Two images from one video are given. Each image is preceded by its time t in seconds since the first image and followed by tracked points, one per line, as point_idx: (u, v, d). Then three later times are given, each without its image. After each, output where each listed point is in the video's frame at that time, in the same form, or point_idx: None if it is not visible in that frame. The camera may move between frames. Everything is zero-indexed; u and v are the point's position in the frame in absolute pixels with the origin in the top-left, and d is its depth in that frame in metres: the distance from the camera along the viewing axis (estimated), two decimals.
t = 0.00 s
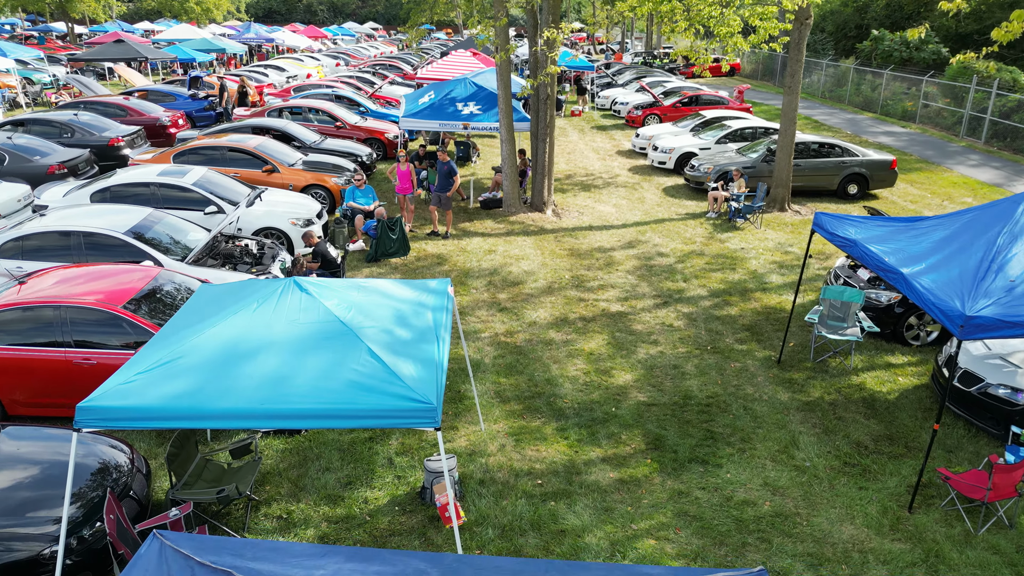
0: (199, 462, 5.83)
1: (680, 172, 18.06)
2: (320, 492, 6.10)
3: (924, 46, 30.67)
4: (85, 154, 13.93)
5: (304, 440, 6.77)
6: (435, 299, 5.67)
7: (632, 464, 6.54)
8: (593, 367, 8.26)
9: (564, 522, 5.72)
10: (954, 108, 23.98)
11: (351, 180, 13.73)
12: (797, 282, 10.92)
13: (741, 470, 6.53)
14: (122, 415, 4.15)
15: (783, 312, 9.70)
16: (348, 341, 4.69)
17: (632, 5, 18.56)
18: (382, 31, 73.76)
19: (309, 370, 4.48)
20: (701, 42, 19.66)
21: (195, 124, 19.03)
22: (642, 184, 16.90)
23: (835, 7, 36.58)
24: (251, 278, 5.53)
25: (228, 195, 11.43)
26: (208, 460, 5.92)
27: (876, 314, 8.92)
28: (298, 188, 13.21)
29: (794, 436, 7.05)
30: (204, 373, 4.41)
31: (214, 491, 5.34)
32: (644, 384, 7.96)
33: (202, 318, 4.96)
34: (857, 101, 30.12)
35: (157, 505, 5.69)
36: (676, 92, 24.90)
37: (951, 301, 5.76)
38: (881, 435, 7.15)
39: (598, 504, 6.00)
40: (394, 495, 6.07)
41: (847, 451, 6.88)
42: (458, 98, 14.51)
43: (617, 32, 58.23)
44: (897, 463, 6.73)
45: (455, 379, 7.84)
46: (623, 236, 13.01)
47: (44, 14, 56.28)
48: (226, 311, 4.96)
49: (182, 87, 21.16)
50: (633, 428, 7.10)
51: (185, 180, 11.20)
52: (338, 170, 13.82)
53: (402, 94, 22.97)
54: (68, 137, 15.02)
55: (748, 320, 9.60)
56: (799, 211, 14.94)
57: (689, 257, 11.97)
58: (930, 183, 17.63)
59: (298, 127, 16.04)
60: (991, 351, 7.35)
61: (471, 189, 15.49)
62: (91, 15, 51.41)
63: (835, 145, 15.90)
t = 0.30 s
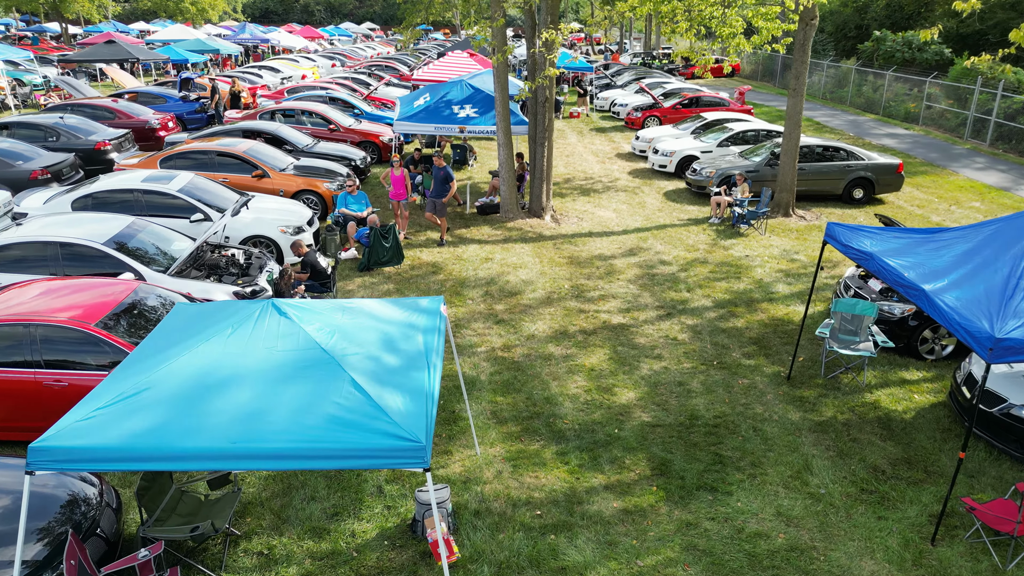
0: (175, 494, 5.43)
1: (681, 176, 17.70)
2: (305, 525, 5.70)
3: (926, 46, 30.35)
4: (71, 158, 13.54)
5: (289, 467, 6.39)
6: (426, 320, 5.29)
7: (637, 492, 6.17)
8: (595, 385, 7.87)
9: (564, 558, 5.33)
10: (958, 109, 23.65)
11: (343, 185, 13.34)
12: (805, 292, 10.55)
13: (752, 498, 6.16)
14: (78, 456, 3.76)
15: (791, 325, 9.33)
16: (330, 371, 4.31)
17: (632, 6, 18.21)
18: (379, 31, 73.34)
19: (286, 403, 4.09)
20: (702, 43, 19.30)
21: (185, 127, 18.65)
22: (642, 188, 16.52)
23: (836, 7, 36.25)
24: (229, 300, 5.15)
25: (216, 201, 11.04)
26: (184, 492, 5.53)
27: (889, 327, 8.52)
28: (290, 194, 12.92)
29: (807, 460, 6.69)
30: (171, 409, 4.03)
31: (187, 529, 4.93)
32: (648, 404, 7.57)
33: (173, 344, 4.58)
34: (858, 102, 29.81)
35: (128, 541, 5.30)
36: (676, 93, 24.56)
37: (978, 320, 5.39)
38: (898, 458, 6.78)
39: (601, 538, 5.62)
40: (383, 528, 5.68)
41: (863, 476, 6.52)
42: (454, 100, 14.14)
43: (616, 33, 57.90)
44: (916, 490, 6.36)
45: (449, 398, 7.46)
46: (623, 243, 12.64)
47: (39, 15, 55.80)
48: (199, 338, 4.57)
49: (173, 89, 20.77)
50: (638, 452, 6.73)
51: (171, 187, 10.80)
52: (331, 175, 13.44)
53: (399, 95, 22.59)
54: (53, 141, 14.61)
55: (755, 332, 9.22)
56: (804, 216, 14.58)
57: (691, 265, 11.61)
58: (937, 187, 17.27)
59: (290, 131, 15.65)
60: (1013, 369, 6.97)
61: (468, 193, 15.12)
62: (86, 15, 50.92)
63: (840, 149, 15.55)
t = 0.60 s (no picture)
0: (143, 531, 5.01)
1: (680, 179, 17.33)
2: (284, 562, 5.30)
3: (926, 47, 30.05)
4: (51, 163, 13.11)
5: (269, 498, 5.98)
6: (414, 343, 4.90)
7: (641, 523, 5.78)
8: (594, 404, 7.48)
9: None
10: (960, 110, 23.34)
11: (333, 191, 12.93)
12: (811, 302, 10.19)
13: (763, 529, 5.77)
14: (19, 507, 3.35)
15: (797, 339, 8.96)
16: (305, 406, 3.91)
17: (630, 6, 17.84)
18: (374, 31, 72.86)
19: (257, 444, 3.69)
20: (701, 43, 18.93)
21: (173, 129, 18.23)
22: (641, 192, 16.15)
23: (834, 7, 35.96)
24: (198, 323, 4.74)
25: (200, 209, 10.62)
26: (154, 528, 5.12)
27: (901, 341, 8.16)
28: (277, 200, 12.51)
29: (820, 486, 6.30)
30: (127, 450, 3.62)
31: (154, 572, 4.52)
32: (651, 424, 7.18)
33: (134, 375, 4.17)
34: (857, 103, 29.51)
35: None
36: (674, 94, 24.21)
37: (1006, 341, 5.02)
38: (915, 483, 6.41)
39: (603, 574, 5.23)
40: (368, 566, 5.27)
41: (880, 503, 6.13)
42: (448, 103, 13.75)
43: (612, 33, 57.57)
44: (937, 518, 5.98)
45: (440, 419, 7.07)
46: (622, 250, 12.26)
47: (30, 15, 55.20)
48: (164, 367, 4.17)
49: (162, 91, 20.34)
50: (641, 478, 6.35)
51: (153, 194, 10.38)
52: (320, 180, 13.03)
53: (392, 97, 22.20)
54: (35, 144, 14.18)
55: (761, 346, 8.84)
56: (807, 220, 14.22)
57: (692, 273, 11.24)
58: (941, 190, 16.92)
59: (280, 133, 15.23)
60: None
61: (462, 198, 14.72)
62: (77, 16, 50.36)
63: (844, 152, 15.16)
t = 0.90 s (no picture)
0: None
1: (675, 182, 16.97)
2: None
3: (921, 47, 29.82)
4: (25, 168, 12.63)
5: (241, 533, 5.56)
6: (396, 371, 4.50)
7: (641, 558, 5.39)
8: (591, 424, 7.09)
9: None
10: (956, 111, 23.09)
11: (319, 197, 12.51)
12: (813, 312, 9.83)
13: (772, 563, 5.39)
14: None
15: (802, 352, 8.60)
16: (271, 449, 3.50)
17: (625, 5, 17.46)
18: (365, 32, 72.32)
19: (215, 494, 3.28)
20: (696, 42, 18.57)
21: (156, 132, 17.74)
22: (636, 196, 15.79)
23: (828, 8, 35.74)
24: (158, 351, 4.32)
25: (178, 217, 10.18)
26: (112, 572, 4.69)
27: (909, 354, 7.83)
28: (261, 207, 12.08)
29: (830, 514, 5.93)
30: (69, 503, 3.20)
31: None
32: (651, 446, 6.80)
33: (84, 413, 3.76)
34: (852, 104, 29.26)
35: None
36: (668, 95, 23.86)
37: None
38: (931, 510, 6.04)
39: None
40: None
41: (894, 533, 5.76)
42: (437, 105, 13.34)
43: (604, 33, 57.27)
44: (955, 549, 5.61)
45: (427, 443, 6.66)
46: (617, 256, 11.89)
47: (16, 15, 54.45)
48: (117, 404, 3.76)
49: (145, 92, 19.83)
50: (640, 507, 5.96)
51: (129, 201, 9.93)
52: (305, 185, 12.58)
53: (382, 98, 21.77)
54: (10, 149, 13.69)
55: (764, 359, 8.48)
56: (806, 225, 13.88)
57: (690, 281, 10.87)
58: (940, 193, 16.63)
59: (265, 136, 14.79)
60: None
61: (452, 203, 14.31)
62: (63, 16, 49.66)
63: (843, 155, 14.83)
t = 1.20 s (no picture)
0: None
1: (672, 186, 16.60)
2: None
3: (919, 47, 29.53)
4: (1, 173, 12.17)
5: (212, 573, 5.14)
6: (377, 405, 4.11)
7: None
8: (589, 447, 6.70)
9: None
10: (957, 113, 22.78)
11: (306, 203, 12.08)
12: (819, 323, 9.45)
13: None
14: None
15: (809, 367, 8.22)
16: (231, 506, 3.10)
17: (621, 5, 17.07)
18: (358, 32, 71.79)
19: (167, 559, 2.87)
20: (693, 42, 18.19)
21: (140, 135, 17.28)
22: (633, 200, 15.40)
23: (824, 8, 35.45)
24: (113, 382, 3.89)
25: (157, 225, 9.75)
26: None
27: (923, 370, 7.46)
28: (245, 213, 11.66)
29: (846, 547, 5.55)
30: None
31: None
32: (653, 471, 6.41)
33: (22, 460, 3.32)
34: (850, 105, 28.94)
35: None
36: (665, 96, 23.52)
37: None
38: (953, 541, 5.67)
39: None
40: None
41: (915, 568, 5.38)
42: (428, 107, 12.94)
43: (599, 33, 56.88)
44: None
45: (415, 470, 6.25)
46: (615, 264, 11.51)
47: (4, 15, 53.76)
48: (59, 450, 3.32)
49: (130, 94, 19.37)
50: (643, 540, 5.57)
51: (106, 209, 9.48)
52: (292, 191, 12.16)
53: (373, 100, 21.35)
54: None
55: (770, 374, 8.10)
56: (808, 230, 13.53)
57: (691, 290, 10.49)
58: (943, 197, 16.30)
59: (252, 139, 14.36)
60: None
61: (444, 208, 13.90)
62: (52, 16, 49.05)
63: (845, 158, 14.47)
